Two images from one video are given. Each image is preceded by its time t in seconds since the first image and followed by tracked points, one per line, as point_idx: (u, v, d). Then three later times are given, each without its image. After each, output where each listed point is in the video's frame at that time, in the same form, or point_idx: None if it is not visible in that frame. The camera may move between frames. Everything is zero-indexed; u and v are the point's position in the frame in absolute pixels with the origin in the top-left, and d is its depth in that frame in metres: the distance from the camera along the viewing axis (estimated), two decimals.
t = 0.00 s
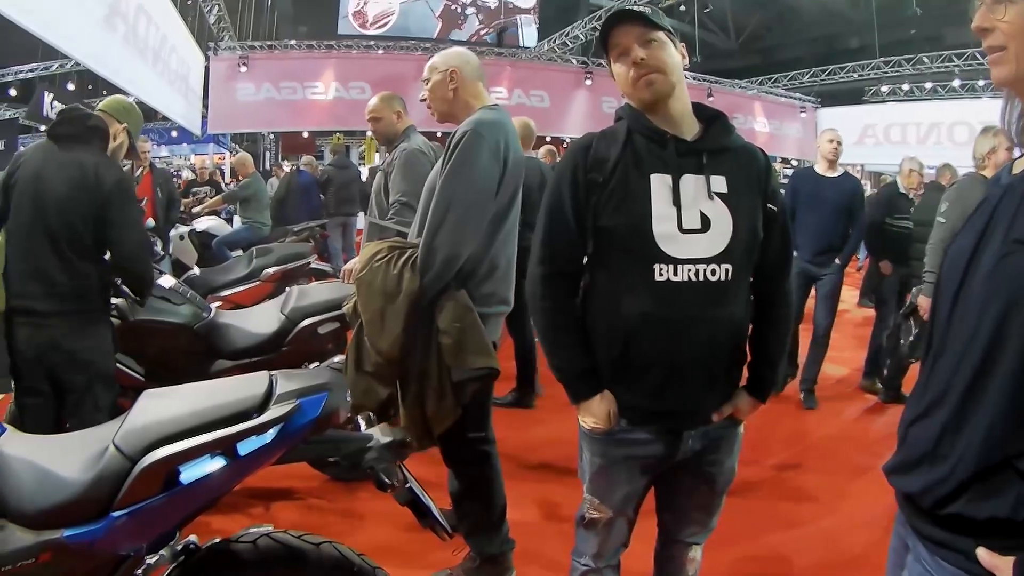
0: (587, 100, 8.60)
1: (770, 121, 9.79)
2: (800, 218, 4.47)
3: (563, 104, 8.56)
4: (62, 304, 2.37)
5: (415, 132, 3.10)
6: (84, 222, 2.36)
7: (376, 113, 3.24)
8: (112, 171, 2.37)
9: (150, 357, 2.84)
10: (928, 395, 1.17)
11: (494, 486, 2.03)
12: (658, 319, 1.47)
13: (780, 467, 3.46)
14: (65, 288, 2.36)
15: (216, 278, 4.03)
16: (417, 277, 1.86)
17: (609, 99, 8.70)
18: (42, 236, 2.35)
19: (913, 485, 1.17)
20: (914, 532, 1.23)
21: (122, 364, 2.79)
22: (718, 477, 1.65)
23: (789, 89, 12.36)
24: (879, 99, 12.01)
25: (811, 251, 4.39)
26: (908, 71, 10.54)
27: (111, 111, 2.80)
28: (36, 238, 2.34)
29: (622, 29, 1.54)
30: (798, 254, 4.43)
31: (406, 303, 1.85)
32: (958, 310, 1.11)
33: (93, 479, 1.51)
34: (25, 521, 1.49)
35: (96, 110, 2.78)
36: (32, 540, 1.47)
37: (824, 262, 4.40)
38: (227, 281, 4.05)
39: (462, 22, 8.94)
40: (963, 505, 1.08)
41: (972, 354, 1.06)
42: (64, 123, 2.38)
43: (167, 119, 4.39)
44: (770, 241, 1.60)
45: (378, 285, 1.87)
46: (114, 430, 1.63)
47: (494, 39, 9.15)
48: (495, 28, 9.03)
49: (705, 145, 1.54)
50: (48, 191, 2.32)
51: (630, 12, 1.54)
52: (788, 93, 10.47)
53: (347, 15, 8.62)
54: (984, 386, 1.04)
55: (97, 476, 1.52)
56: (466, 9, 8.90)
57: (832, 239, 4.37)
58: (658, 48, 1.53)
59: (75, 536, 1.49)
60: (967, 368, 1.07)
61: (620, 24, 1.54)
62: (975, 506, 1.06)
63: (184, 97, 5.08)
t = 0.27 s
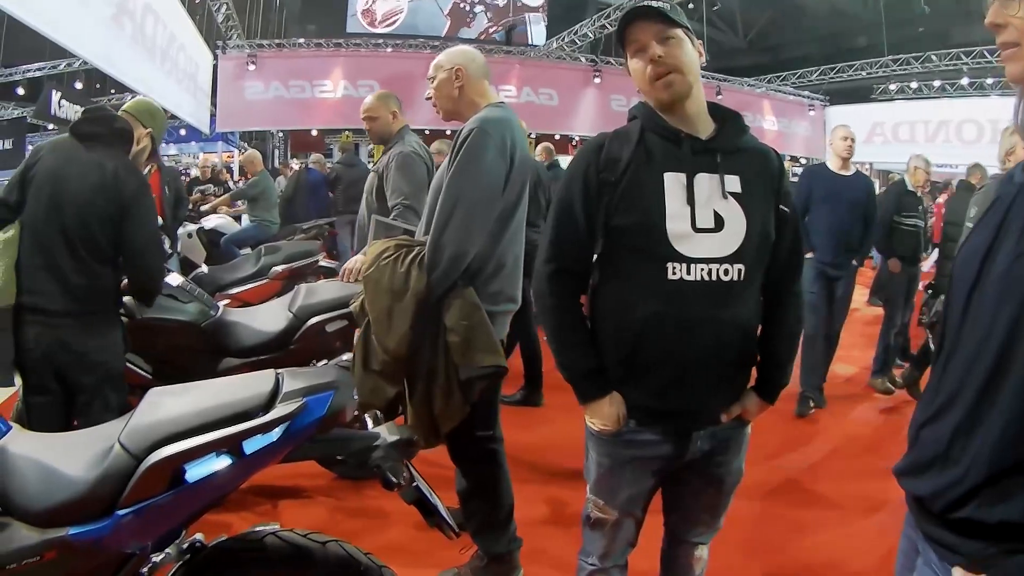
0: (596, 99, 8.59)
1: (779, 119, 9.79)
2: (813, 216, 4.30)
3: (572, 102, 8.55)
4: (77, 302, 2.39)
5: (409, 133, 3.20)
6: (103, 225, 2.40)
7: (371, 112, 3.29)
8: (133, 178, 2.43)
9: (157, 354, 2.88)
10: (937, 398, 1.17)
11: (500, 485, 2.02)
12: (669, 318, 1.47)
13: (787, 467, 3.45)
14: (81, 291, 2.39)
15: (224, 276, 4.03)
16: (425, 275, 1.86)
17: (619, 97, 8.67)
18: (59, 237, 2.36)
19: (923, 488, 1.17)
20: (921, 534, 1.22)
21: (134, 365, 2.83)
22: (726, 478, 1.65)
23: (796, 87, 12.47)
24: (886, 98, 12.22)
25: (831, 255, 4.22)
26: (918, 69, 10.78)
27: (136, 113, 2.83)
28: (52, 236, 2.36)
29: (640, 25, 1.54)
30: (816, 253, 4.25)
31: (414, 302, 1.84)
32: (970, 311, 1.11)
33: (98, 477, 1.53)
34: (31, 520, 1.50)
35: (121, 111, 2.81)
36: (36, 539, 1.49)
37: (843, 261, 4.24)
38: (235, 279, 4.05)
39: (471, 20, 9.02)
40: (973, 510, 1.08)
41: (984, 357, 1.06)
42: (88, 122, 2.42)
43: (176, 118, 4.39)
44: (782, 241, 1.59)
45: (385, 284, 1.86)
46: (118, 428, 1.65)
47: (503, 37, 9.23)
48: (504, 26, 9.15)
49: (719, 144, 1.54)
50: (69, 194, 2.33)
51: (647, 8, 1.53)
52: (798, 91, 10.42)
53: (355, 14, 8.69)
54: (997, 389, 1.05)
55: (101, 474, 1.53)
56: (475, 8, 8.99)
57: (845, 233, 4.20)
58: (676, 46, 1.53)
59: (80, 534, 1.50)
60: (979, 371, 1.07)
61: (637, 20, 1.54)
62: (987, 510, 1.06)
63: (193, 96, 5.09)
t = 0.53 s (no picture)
0: (610, 96, 8.57)
1: (794, 116, 9.76)
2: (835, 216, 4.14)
3: (586, 100, 8.53)
4: (90, 302, 2.39)
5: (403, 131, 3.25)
6: (118, 226, 2.40)
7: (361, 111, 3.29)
8: (145, 176, 2.42)
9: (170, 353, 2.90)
10: (957, 397, 1.17)
11: (515, 482, 2.02)
12: (689, 314, 1.47)
13: (801, 465, 3.44)
14: (98, 293, 2.40)
15: (238, 276, 4.11)
16: (439, 272, 1.86)
17: (632, 95, 8.65)
18: (73, 239, 2.36)
19: (941, 489, 1.17)
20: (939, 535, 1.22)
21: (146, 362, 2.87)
22: (745, 477, 1.64)
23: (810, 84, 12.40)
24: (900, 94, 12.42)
25: (856, 257, 4.08)
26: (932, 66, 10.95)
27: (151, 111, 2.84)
28: (65, 235, 2.36)
29: (659, 22, 1.54)
30: (840, 257, 4.08)
31: (429, 298, 1.84)
32: (990, 309, 1.10)
33: (113, 474, 1.54)
34: (42, 517, 1.52)
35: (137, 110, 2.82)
36: (49, 536, 1.51)
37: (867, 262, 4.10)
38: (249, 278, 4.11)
39: (484, 17, 8.98)
40: (992, 511, 1.08)
41: (1004, 356, 1.06)
42: (103, 122, 2.42)
43: (190, 117, 4.40)
44: (800, 237, 1.59)
45: (400, 281, 1.87)
46: (132, 427, 1.66)
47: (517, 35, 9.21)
48: (517, 24, 9.13)
49: (738, 140, 1.54)
50: (82, 195, 2.33)
51: (665, 5, 1.53)
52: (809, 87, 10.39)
53: (369, 12, 8.70)
54: (1018, 388, 1.05)
55: (116, 472, 1.55)
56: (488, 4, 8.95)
57: (866, 234, 4.08)
58: (695, 43, 1.52)
59: (92, 532, 1.52)
60: (999, 370, 1.07)
61: (657, 17, 1.54)
62: (1007, 511, 1.06)
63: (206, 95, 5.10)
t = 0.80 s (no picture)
0: (622, 94, 8.56)
1: (806, 114, 9.73)
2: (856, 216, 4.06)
3: (599, 98, 8.51)
4: (100, 304, 2.41)
5: (395, 131, 3.36)
6: (126, 227, 2.40)
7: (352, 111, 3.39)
8: (153, 177, 2.42)
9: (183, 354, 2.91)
10: (970, 397, 1.17)
11: (529, 480, 2.02)
12: (705, 312, 1.47)
13: (814, 464, 3.43)
14: (104, 292, 2.41)
15: (252, 275, 4.17)
16: (452, 271, 1.86)
17: (645, 94, 8.66)
18: (81, 240, 2.37)
19: (953, 490, 1.16)
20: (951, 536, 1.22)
21: (158, 361, 2.89)
22: (761, 477, 1.64)
23: (822, 82, 12.34)
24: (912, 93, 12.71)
25: (874, 258, 4.01)
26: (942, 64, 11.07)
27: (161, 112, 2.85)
28: (74, 237, 2.37)
29: (669, 20, 1.54)
30: (860, 259, 4.02)
31: (442, 298, 1.85)
32: (1005, 305, 1.09)
33: (125, 474, 1.55)
34: (54, 517, 1.53)
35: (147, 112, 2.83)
36: (61, 535, 1.51)
37: (886, 262, 4.03)
38: (263, 278, 4.16)
39: (496, 17, 9.01)
40: (1003, 512, 1.08)
41: (1018, 355, 1.05)
42: (112, 123, 2.42)
43: (202, 118, 4.41)
44: (816, 233, 1.59)
45: (413, 281, 1.87)
46: (145, 426, 1.66)
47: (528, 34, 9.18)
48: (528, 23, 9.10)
49: (751, 137, 1.54)
50: (90, 197, 2.34)
51: (676, 3, 1.53)
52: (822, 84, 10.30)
53: (381, 13, 8.76)
54: None
55: (129, 471, 1.56)
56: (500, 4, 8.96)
57: (882, 235, 4.01)
58: (705, 41, 1.52)
59: (104, 532, 1.52)
60: (1012, 369, 1.06)
61: (667, 15, 1.54)
62: (1018, 512, 1.06)
63: (218, 96, 5.11)
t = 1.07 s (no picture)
0: (633, 94, 8.55)
1: (815, 113, 9.73)
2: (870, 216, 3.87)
3: (608, 98, 8.51)
4: (106, 305, 2.41)
5: (385, 133, 3.42)
6: (132, 228, 2.40)
7: (343, 113, 3.44)
8: (159, 179, 2.42)
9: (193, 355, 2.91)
10: (976, 400, 1.17)
11: (539, 481, 2.02)
12: (714, 315, 1.47)
13: (824, 464, 3.43)
14: (110, 293, 2.40)
15: (262, 277, 4.17)
16: (462, 272, 1.86)
17: (655, 94, 8.67)
18: (87, 241, 2.38)
19: (960, 492, 1.16)
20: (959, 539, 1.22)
21: (167, 362, 2.87)
22: (773, 479, 1.64)
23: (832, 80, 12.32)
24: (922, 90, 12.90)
25: (889, 260, 3.79)
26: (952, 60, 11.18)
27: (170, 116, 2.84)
28: (81, 238, 2.38)
29: (672, 21, 1.54)
30: (873, 261, 3.83)
31: (452, 299, 1.85)
32: (1014, 306, 1.09)
33: (135, 475, 1.56)
34: (64, 517, 1.53)
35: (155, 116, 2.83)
36: (71, 536, 1.52)
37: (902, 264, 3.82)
38: (273, 279, 4.18)
39: (505, 18, 9.00)
40: (1010, 515, 1.08)
41: None
42: (120, 125, 2.43)
43: (212, 119, 4.43)
44: (827, 233, 1.58)
45: (423, 282, 1.87)
46: (155, 428, 1.67)
47: (537, 34, 9.23)
48: (538, 23, 9.09)
49: (758, 137, 1.53)
50: (96, 199, 2.35)
51: (677, 4, 1.53)
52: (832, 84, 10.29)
53: (388, 14, 8.62)
54: None
55: (138, 473, 1.56)
56: (508, 5, 8.97)
57: (898, 235, 3.80)
58: (709, 41, 1.52)
59: (114, 532, 1.53)
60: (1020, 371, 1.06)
61: (671, 17, 1.54)
62: None
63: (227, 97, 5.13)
